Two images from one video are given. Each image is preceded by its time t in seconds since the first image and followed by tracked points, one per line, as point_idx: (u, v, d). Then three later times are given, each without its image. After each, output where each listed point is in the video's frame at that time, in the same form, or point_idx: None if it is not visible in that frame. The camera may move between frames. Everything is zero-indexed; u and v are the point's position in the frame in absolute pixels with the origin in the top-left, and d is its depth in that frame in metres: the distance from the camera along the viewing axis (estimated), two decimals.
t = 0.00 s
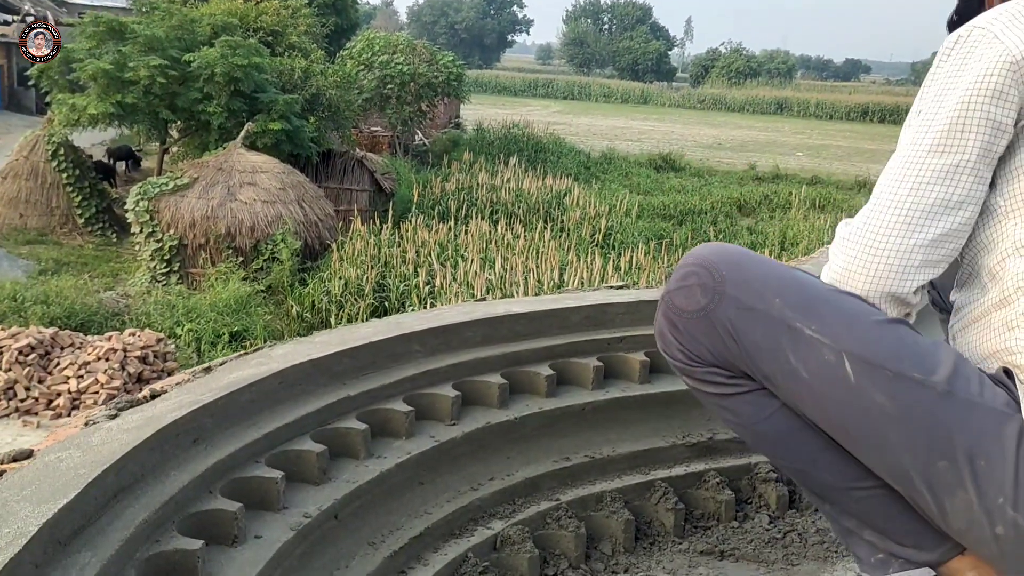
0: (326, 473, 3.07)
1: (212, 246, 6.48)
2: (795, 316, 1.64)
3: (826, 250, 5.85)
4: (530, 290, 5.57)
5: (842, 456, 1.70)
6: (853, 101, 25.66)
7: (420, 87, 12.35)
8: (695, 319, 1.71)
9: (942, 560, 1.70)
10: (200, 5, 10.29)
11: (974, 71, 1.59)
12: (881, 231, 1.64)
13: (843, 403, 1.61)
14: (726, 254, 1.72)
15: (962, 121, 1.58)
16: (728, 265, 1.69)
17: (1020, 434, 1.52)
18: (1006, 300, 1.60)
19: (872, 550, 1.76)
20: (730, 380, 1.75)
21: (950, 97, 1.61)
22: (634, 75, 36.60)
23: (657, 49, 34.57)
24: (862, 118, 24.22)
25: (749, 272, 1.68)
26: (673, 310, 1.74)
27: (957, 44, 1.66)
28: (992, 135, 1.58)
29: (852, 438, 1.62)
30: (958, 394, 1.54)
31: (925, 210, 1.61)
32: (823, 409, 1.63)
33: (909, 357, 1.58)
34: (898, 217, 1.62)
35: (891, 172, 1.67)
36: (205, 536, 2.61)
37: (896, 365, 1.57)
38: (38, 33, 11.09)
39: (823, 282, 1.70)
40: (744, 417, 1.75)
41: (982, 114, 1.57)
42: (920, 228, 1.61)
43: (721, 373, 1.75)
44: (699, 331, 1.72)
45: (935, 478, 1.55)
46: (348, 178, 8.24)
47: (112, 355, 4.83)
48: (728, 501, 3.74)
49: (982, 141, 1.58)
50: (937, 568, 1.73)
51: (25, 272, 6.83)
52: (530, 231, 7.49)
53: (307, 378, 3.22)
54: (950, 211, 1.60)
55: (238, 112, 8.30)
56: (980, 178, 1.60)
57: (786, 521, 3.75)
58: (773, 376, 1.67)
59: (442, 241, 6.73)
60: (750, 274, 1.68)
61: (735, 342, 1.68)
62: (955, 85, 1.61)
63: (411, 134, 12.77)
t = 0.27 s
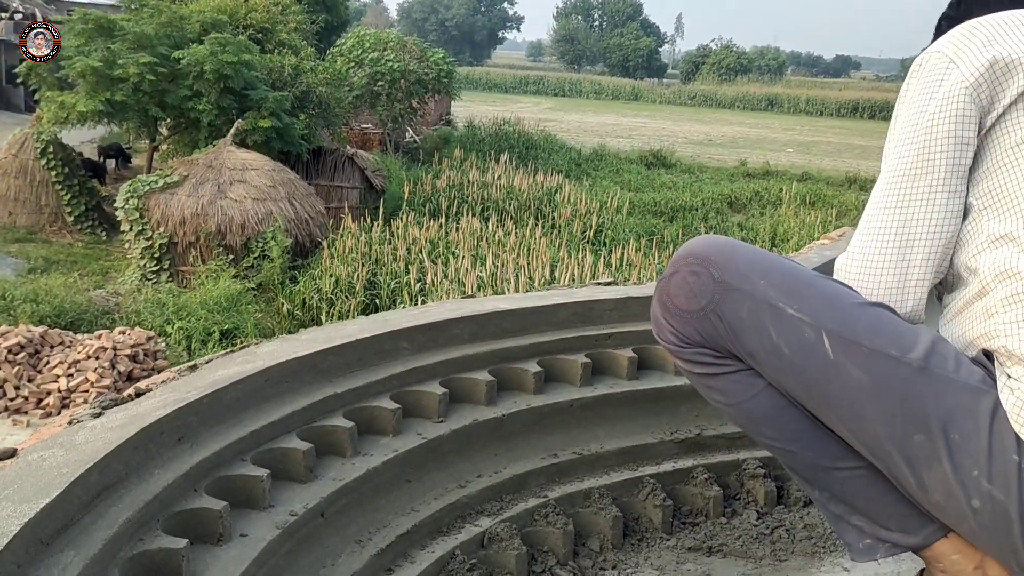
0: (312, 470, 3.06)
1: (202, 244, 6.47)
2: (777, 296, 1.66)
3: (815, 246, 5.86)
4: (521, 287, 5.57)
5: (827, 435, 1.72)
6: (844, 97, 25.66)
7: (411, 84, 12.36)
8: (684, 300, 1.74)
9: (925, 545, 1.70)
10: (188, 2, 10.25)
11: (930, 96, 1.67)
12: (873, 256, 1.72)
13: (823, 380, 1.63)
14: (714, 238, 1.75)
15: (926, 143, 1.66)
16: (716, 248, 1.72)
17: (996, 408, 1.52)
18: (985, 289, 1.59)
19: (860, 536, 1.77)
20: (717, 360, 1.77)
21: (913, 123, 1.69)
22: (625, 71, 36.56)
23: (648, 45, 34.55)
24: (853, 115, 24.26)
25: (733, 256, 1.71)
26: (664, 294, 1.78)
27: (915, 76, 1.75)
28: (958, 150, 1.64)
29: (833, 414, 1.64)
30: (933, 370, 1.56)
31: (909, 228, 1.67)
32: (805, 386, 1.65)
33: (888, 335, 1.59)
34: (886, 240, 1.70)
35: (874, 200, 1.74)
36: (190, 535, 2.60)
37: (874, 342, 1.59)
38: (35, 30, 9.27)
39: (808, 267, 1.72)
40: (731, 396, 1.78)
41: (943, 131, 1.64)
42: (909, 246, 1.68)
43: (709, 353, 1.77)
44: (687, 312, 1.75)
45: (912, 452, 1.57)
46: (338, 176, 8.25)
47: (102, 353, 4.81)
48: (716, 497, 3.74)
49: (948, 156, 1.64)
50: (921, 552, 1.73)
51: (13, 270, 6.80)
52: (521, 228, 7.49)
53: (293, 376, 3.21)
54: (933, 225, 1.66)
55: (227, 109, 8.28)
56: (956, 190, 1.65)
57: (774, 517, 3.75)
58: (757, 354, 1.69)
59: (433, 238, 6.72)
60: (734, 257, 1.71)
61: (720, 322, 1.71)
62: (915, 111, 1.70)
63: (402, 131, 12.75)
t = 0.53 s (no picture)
0: (301, 469, 3.06)
1: (194, 242, 6.46)
2: (767, 290, 1.66)
3: (806, 242, 5.86)
4: (513, 285, 5.57)
5: (819, 429, 1.72)
6: (838, 94, 25.72)
7: (403, 82, 12.35)
8: (677, 295, 1.74)
9: (915, 537, 1.70)
10: None
11: (915, 97, 1.68)
12: (866, 259, 1.71)
13: (814, 372, 1.63)
14: (707, 237, 1.75)
15: (912, 144, 1.66)
16: (709, 245, 1.73)
17: (984, 399, 1.52)
18: (971, 284, 1.59)
19: (853, 529, 1.78)
20: (711, 355, 1.77)
21: (898, 126, 1.69)
22: (618, 68, 36.57)
23: (641, 42, 34.58)
24: (845, 111, 24.30)
25: (725, 251, 1.71)
26: (657, 290, 1.78)
27: (897, 80, 1.75)
28: (944, 151, 1.64)
29: (825, 406, 1.63)
30: (922, 362, 1.55)
31: (901, 230, 1.67)
32: (796, 379, 1.65)
33: (878, 329, 1.59)
34: (879, 242, 1.69)
35: (864, 204, 1.74)
36: (178, 533, 2.59)
37: (863, 334, 1.59)
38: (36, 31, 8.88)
39: (801, 264, 1.72)
40: (725, 391, 1.77)
41: (929, 133, 1.65)
42: (901, 248, 1.68)
43: (703, 348, 1.77)
44: (681, 306, 1.74)
45: (902, 444, 1.57)
46: (331, 173, 8.24)
47: (93, 352, 4.80)
48: (707, 494, 3.75)
49: (935, 157, 1.65)
50: (912, 544, 1.73)
51: (4, 269, 6.79)
52: (514, 225, 7.49)
53: (282, 373, 3.20)
54: (923, 226, 1.66)
55: (219, 107, 8.26)
56: (943, 190, 1.65)
57: (765, 513, 3.76)
58: (749, 348, 1.69)
59: (426, 235, 6.71)
60: (725, 252, 1.71)
61: (712, 317, 1.71)
62: (900, 114, 1.70)
63: (394, 128, 12.74)
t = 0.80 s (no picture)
0: (302, 466, 3.05)
1: (194, 240, 6.45)
2: (771, 289, 1.66)
3: (805, 240, 5.87)
4: (513, 282, 5.58)
5: (822, 427, 1.72)
6: (837, 91, 25.70)
7: (402, 79, 12.34)
8: (681, 292, 1.74)
9: (917, 536, 1.71)
10: None
11: (919, 93, 1.67)
12: (868, 255, 1.71)
13: (817, 372, 1.63)
14: (712, 234, 1.75)
15: (915, 141, 1.66)
16: (713, 242, 1.72)
17: (988, 401, 1.51)
18: (975, 282, 1.59)
19: (854, 527, 1.78)
20: (715, 352, 1.77)
21: (901, 122, 1.69)
22: (617, 66, 36.54)
23: (640, 40, 34.56)
24: (845, 108, 24.30)
25: (729, 249, 1.71)
26: (661, 286, 1.79)
27: (902, 74, 1.74)
28: (947, 148, 1.64)
29: (827, 405, 1.64)
30: (927, 363, 1.55)
31: (903, 227, 1.68)
32: (799, 379, 1.65)
33: (882, 329, 1.58)
34: (880, 239, 1.69)
35: (866, 199, 1.74)
36: (179, 530, 2.59)
37: (868, 334, 1.58)
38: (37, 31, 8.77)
39: (806, 262, 1.72)
40: (728, 388, 1.77)
41: (931, 129, 1.65)
42: (903, 246, 1.68)
43: (706, 345, 1.78)
44: (684, 304, 1.74)
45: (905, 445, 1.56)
46: (330, 171, 8.24)
47: (93, 350, 4.79)
48: (708, 490, 3.75)
49: (938, 154, 1.65)
50: (914, 543, 1.73)
51: (4, 267, 6.78)
52: (513, 223, 7.49)
53: (283, 370, 3.20)
54: (925, 224, 1.66)
55: (219, 104, 8.25)
56: (946, 187, 1.65)
57: (766, 510, 3.76)
58: (752, 346, 1.69)
59: (425, 233, 6.71)
60: (730, 250, 1.71)
61: (716, 315, 1.71)
62: (904, 109, 1.69)
63: (394, 125, 12.73)
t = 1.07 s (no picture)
0: (307, 463, 3.06)
1: (197, 237, 6.46)
2: (775, 291, 1.66)
3: (808, 238, 5.87)
4: (516, 280, 5.59)
5: (826, 428, 1.73)
6: (840, 88, 25.66)
7: (405, 77, 12.34)
8: (684, 293, 1.75)
9: (922, 535, 1.71)
10: None
11: (927, 93, 1.67)
12: (876, 255, 1.73)
13: (820, 373, 1.63)
14: (715, 235, 1.75)
15: (922, 141, 1.67)
16: (717, 244, 1.73)
17: (992, 405, 1.52)
18: (982, 283, 1.60)
19: (858, 526, 1.79)
20: (718, 352, 1.77)
21: (909, 122, 1.69)
22: (619, 63, 36.47)
23: (642, 37, 34.51)
24: (848, 106, 24.26)
25: (733, 250, 1.71)
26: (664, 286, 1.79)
27: (911, 72, 1.74)
28: (955, 149, 1.65)
29: (831, 407, 1.64)
30: (931, 366, 1.55)
31: (909, 228, 1.69)
32: (802, 380, 1.66)
33: (886, 332, 1.59)
34: (888, 238, 1.71)
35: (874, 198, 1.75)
36: (185, 528, 2.60)
37: (871, 337, 1.59)
38: (36, 30, 8.98)
39: (810, 263, 1.72)
40: (731, 388, 1.78)
41: (938, 128, 1.65)
42: (910, 247, 1.70)
43: (710, 346, 1.78)
44: (687, 305, 1.75)
45: (908, 448, 1.57)
46: (333, 168, 8.25)
47: (97, 347, 4.80)
48: (711, 488, 3.76)
49: (946, 154, 1.65)
50: (919, 542, 1.74)
51: (7, 264, 6.79)
52: (516, 221, 7.50)
53: (288, 368, 3.21)
54: (933, 223, 1.67)
55: (222, 102, 8.25)
56: (953, 187, 1.66)
57: (769, 507, 3.77)
58: (756, 348, 1.70)
59: (428, 231, 6.72)
60: (733, 251, 1.71)
61: (719, 316, 1.72)
62: (911, 108, 1.70)
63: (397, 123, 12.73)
